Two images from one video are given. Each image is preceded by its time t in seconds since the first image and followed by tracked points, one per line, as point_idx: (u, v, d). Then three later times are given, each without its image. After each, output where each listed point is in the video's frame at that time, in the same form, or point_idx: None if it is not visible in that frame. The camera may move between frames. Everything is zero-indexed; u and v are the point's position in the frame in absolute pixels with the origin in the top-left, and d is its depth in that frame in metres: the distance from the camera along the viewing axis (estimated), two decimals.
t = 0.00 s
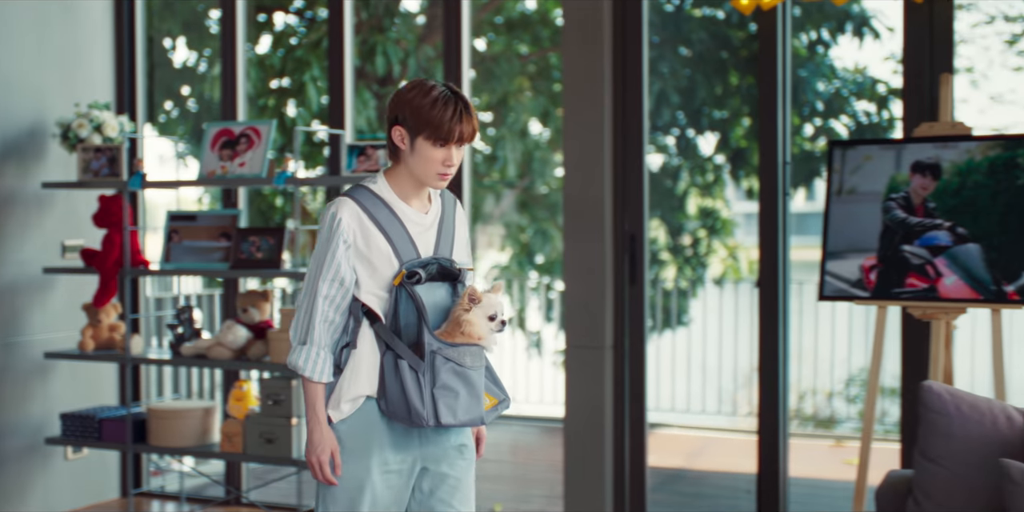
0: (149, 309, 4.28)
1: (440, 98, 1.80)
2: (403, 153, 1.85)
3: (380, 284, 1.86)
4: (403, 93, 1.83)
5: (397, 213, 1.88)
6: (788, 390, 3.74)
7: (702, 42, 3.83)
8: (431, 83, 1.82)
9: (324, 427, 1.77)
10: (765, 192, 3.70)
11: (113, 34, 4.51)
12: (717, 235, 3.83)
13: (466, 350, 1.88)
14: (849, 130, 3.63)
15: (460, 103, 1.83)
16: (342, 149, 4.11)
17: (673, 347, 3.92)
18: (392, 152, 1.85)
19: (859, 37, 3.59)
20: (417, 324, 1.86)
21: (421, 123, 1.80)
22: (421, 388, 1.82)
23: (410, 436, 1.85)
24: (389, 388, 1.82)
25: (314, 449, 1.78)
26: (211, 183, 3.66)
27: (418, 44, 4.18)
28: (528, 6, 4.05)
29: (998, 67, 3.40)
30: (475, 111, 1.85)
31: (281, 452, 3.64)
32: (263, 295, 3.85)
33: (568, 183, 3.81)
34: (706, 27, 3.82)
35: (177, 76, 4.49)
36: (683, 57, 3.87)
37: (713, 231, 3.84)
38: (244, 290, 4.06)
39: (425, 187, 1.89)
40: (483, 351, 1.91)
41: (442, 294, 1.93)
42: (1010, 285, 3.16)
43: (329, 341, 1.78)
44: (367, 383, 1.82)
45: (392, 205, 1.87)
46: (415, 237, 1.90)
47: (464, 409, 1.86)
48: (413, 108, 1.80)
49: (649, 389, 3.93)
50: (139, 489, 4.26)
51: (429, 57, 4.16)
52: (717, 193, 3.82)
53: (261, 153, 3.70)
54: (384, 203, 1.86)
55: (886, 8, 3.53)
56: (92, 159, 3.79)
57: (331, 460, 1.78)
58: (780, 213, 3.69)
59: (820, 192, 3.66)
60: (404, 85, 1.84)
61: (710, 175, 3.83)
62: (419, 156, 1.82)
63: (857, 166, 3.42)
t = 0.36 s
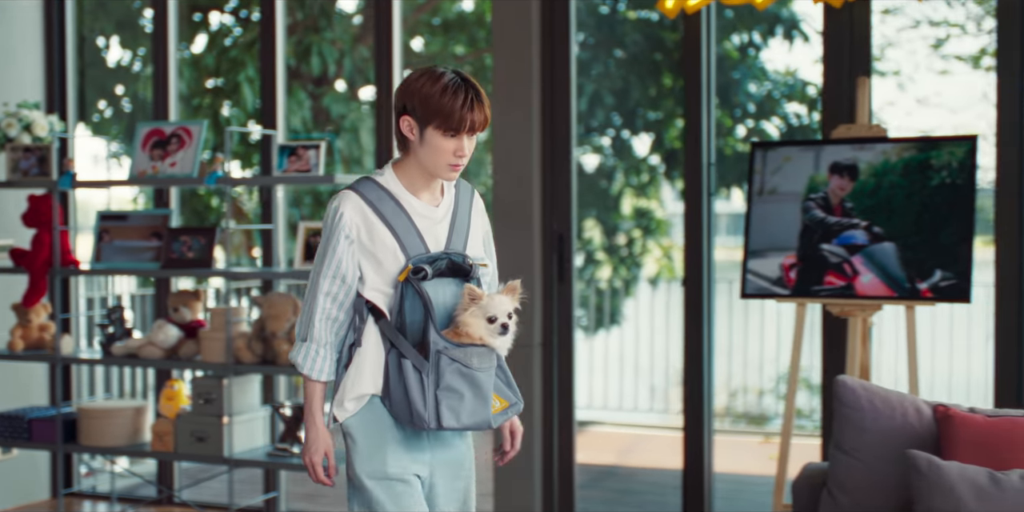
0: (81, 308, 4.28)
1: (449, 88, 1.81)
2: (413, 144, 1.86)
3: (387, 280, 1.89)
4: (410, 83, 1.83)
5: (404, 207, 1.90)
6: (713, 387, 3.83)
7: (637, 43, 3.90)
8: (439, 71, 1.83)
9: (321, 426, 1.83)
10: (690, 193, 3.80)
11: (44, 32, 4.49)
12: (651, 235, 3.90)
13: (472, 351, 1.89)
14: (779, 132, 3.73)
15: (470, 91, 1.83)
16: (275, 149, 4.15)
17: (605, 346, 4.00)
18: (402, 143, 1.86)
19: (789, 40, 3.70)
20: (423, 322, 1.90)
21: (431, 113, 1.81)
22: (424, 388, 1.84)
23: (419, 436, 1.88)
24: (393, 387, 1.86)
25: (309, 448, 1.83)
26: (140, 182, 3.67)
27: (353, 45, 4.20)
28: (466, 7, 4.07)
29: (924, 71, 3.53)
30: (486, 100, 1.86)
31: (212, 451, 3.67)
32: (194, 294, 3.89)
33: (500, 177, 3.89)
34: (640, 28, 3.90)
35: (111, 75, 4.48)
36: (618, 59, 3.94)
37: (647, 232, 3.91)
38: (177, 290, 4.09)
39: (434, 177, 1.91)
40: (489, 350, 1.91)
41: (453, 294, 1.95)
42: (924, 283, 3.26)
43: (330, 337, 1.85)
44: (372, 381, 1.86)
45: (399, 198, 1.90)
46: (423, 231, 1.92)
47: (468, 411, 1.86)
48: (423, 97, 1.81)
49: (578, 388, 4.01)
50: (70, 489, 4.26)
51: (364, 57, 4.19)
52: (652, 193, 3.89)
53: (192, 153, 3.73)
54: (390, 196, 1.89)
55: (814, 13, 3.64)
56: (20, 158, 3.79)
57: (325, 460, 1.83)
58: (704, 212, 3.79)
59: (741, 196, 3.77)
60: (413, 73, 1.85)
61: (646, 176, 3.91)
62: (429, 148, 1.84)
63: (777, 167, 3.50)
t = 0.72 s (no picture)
0: (18, 310, 4.29)
1: (455, 95, 1.80)
2: (414, 149, 1.86)
3: (392, 289, 1.88)
4: (416, 85, 1.82)
5: (406, 214, 1.89)
6: (645, 386, 3.92)
7: (576, 46, 3.97)
8: (446, 75, 1.81)
9: (321, 451, 1.80)
10: (624, 193, 3.88)
11: None
12: (592, 236, 3.98)
13: (485, 364, 1.90)
14: (718, 134, 3.82)
15: (477, 98, 1.82)
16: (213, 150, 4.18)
17: (545, 348, 4.09)
18: (402, 146, 1.86)
19: (725, 44, 3.80)
20: (434, 334, 1.90)
21: (436, 119, 1.80)
22: (441, 403, 1.84)
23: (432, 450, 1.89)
24: (406, 403, 1.85)
25: (309, 473, 1.80)
26: (76, 183, 3.69)
27: (294, 46, 4.24)
28: (408, 9, 4.11)
29: (858, 74, 3.66)
30: (492, 108, 1.85)
31: (149, 450, 3.71)
32: (131, 294, 3.91)
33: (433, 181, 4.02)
34: (580, 32, 3.96)
35: (51, 76, 4.48)
36: (557, 62, 4.00)
37: (588, 233, 3.98)
38: (115, 291, 4.11)
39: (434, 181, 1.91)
40: (502, 363, 1.91)
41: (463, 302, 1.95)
42: (846, 282, 3.35)
43: (332, 354, 1.81)
44: (381, 398, 1.86)
45: (400, 205, 1.89)
46: (425, 237, 1.91)
47: (485, 426, 1.88)
48: (427, 102, 1.80)
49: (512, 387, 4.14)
50: (6, 490, 4.28)
51: (304, 58, 4.22)
52: (593, 195, 3.97)
53: (129, 155, 3.76)
54: (391, 204, 1.88)
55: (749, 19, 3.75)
56: None
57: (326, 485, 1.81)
58: (637, 213, 3.88)
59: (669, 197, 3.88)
60: (418, 73, 1.84)
61: (588, 177, 3.97)
62: (432, 154, 1.83)
63: (705, 169, 3.58)
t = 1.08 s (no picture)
0: None
1: (473, 90, 1.72)
2: (422, 142, 1.77)
3: (392, 285, 1.77)
4: (431, 76, 1.73)
5: (408, 206, 1.79)
6: (583, 385, 4.01)
7: (520, 49, 4.03)
8: (462, 69, 1.73)
9: (336, 442, 1.65)
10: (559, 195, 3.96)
11: None
12: (537, 238, 4.04)
13: (486, 365, 1.80)
14: (660, 137, 3.90)
15: (493, 94, 1.75)
16: (153, 152, 4.20)
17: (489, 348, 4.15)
18: (411, 139, 1.76)
19: (667, 48, 3.88)
20: (433, 331, 1.79)
21: (452, 114, 1.72)
22: (440, 405, 1.74)
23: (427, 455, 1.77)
24: (404, 405, 1.74)
25: (327, 469, 1.64)
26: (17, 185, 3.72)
27: (238, 48, 4.26)
28: (353, 12, 4.13)
29: (798, 79, 3.77)
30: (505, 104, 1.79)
31: (88, 451, 3.73)
32: (71, 296, 3.94)
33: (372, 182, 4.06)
34: (524, 35, 4.02)
35: None
36: (501, 66, 4.06)
37: (533, 235, 4.05)
38: (57, 293, 4.15)
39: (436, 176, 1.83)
40: (503, 365, 1.82)
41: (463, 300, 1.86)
42: (775, 282, 3.43)
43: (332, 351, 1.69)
44: (378, 399, 1.75)
45: (402, 197, 1.78)
46: (426, 231, 1.82)
47: (486, 429, 1.77)
48: (443, 95, 1.71)
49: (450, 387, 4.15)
50: None
51: (248, 60, 4.25)
52: (537, 197, 4.03)
53: (69, 157, 3.79)
54: (392, 195, 1.77)
55: (689, 26, 3.84)
56: None
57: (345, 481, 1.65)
58: (574, 216, 3.97)
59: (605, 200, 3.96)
60: (431, 64, 1.75)
61: (532, 180, 4.03)
62: (442, 149, 1.75)
63: (638, 172, 3.65)
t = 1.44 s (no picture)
0: None
1: (499, 89, 1.66)
2: (444, 142, 1.70)
3: (404, 286, 1.69)
4: (457, 75, 1.66)
5: (423, 205, 1.71)
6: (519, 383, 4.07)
7: (458, 50, 4.08)
8: (488, 69, 1.67)
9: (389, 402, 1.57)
10: (491, 196, 4.05)
11: None
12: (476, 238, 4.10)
13: (498, 369, 1.72)
14: (598, 137, 3.98)
15: (519, 96, 1.69)
16: (87, 151, 4.21)
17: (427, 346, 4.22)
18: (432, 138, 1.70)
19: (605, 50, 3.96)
20: (444, 333, 1.72)
21: (478, 115, 1.65)
22: (452, 410, 1.65)
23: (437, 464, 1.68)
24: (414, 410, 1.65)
25: (397, 423, 1.55)
26: None
27: (175, 47, 4.27)
28: (293, 12, 4.17)
29: (733, 81, 3.86)
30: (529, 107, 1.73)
31: (21, 450, 3.77)
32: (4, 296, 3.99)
33: (307, 182, 4.09)
34: (462, 37, 4.07)
35: None
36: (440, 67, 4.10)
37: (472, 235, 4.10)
38: None
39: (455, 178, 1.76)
40: (514, 370, 1.74)
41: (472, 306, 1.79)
42: (700, 281, 3.51)
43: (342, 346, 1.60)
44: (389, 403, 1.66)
45: (417, 196, 1.70)
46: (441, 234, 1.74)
47: (498, 434, 1.68)
48: (470, 95, 1.65)
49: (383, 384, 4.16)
50: None
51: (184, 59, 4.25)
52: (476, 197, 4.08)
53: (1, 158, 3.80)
54: (408, 193, 1.69)
55: (622, 29, 3.92)
56: None
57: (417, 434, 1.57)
58: (506, 215, 4.05)
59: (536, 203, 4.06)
60: (456, 63, 1.68)
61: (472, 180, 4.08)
62: (465, 149, 1.69)
63: (568, 173, 3.71)
